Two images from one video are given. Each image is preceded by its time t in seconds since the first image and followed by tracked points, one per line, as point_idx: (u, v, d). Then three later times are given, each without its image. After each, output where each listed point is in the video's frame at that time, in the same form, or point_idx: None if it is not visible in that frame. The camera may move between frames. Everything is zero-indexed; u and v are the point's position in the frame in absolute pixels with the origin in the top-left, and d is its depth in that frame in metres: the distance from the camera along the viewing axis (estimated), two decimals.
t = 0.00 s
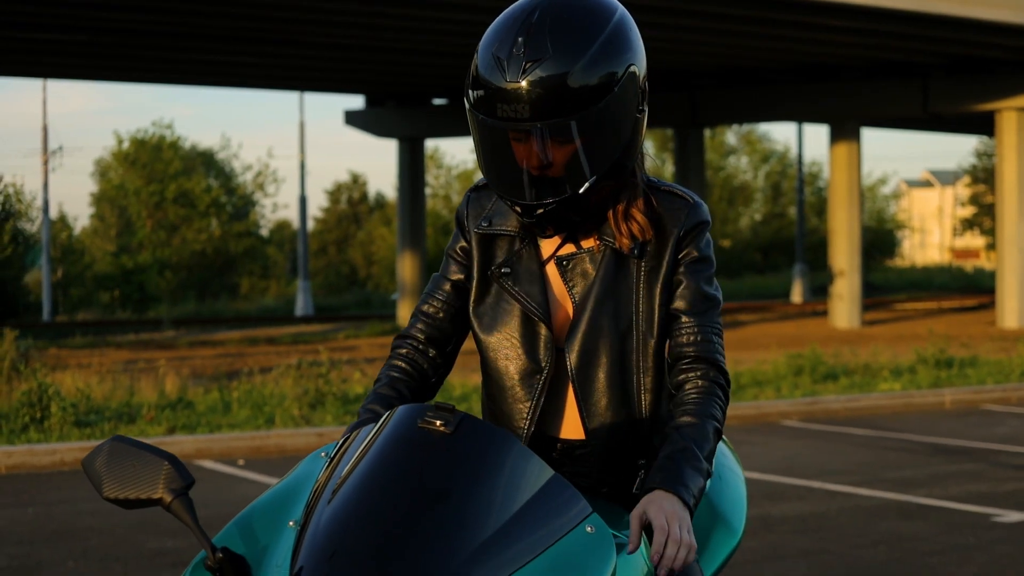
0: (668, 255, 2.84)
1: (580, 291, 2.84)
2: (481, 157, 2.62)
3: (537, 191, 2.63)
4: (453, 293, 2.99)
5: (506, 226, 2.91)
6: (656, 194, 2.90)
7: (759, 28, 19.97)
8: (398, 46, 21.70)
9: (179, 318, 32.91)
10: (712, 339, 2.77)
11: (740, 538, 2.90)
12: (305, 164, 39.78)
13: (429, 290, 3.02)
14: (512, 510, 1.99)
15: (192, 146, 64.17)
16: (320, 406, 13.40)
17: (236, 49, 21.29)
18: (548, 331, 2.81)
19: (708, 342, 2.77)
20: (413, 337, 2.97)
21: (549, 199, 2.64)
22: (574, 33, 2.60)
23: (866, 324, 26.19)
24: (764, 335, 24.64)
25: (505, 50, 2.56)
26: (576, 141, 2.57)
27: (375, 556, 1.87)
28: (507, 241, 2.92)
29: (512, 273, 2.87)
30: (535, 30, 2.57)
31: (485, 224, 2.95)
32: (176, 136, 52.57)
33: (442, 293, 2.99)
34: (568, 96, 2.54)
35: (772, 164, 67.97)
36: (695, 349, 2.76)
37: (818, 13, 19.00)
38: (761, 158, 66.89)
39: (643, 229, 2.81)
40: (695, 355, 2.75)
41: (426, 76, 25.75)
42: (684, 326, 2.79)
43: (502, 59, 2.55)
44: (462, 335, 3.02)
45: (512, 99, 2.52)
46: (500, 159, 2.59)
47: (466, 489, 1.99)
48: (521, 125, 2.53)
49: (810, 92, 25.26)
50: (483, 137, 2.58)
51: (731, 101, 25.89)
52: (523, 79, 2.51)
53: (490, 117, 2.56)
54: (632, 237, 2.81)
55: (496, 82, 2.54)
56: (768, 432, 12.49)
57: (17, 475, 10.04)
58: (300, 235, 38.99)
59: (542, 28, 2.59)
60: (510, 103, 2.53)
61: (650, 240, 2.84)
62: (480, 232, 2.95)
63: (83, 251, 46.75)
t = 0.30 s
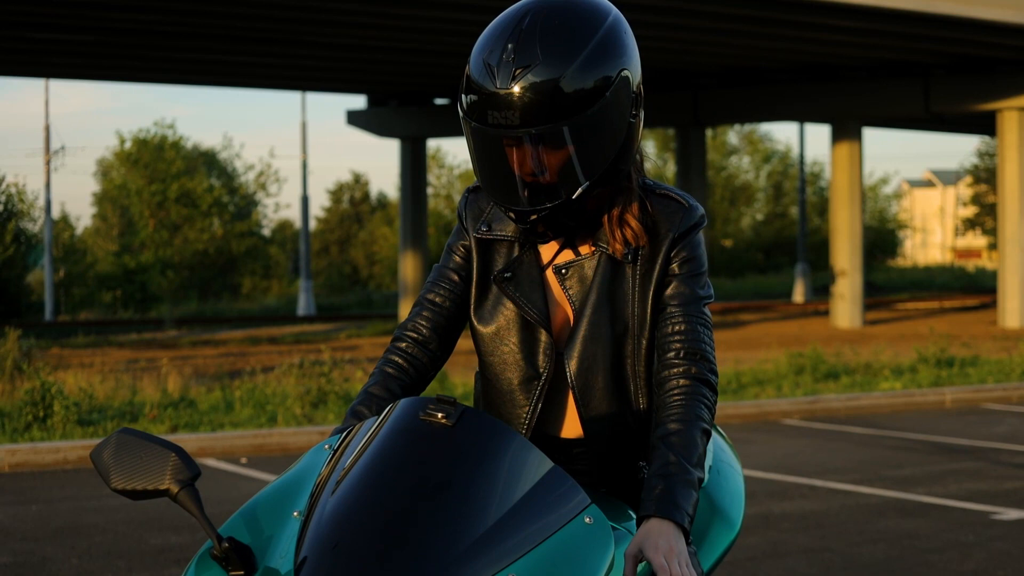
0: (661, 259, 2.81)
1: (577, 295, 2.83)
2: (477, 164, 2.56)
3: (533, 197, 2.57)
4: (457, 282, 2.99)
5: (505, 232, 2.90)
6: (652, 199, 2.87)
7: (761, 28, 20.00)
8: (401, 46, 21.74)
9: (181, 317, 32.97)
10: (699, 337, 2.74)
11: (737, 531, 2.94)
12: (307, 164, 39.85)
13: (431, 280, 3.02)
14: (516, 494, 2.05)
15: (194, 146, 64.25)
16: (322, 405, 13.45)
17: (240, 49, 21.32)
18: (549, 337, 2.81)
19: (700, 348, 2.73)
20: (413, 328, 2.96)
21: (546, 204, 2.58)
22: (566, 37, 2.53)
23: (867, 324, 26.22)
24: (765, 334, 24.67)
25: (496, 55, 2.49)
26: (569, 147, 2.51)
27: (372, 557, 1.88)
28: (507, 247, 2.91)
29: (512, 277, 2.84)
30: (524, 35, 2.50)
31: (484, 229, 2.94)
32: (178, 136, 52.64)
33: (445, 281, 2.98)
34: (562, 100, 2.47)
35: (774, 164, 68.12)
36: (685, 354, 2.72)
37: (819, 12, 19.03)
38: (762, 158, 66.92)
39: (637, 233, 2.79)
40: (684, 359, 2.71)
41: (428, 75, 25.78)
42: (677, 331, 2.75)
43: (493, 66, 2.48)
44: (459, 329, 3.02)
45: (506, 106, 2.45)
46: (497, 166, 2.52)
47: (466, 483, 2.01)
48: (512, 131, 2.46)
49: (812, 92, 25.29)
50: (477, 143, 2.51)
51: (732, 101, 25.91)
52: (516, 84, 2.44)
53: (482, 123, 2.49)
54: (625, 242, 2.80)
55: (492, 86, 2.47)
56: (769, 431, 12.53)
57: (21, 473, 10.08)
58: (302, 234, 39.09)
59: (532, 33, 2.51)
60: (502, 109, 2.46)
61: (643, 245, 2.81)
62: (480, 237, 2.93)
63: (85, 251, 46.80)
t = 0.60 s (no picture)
0: (654, 268, 2.82)
1: (575, 301, 2.85)
2: (471, 173, 2.57)
3: (524, 208, 2.60)
4: (458, 275, 3.03)
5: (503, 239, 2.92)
6: (647, 203, 2.88)
7: (764, 28, 20.04)
8: (404, 46, 21.79)
9: (184, 316, 33.02)
10: (687, 340, 2.76)
11: (735, 525, 2.97)
12: (310, 163, 39.89)
13: (433, 276, 3.06)
14: (519, 482, 2.09)
15: (197, 146, 64.31)
16: (325, 403, 13.50)
17: (244, 48, 21.37)
18: (547, 341, 2.85)
19: (688, 353, 2.75)
20: (413, 331, 3.00)
21: (540, 211, 2.60)
22: (554, 44, 2.54)
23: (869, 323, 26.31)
24: (766, 334, 24.71)
25: (484, 65, 2.51)
26: (559, 154, 2.53)
27: (369, 550, 1.92)
28: (505, 253, 2.94)
29: (511, 284, 2.86)
30: (513, 44, 2.52)
31: (483, 236, 2.96)
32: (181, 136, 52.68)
33: (448, 273, 3.03)
34: (553, 107, 2.48)
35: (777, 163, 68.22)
36: (672, 358, 2.73)
37: (823, 12, 19.08)
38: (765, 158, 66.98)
39: (631, 242, 2.80)
40: (672, 361, 2.72)
41: (431, 75, 25.82)
42: (666, 335, 2.76)
43: (482, 74, 2.50)
44: (462, 325, 3.06)
45: (496, 114, 2.46)
46: (489, 175, 2.54)
47: (467, 476, 2.05)
48: (501, 141, 2.47)
49: (815, 91, 25.32)
50: (469, 154, 2.52)
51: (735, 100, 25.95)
52: (505, 92, 2.45)
53: (473, 132, 2.50)
54: (618, 249, 2.81)
55: (484, 94, 2.48)
56: (769, 429, 12.58)
57: (25, 471, 10.13)
58: (305, 233, 39.16)
59: (522, 43, 2.52)
60: (490, 119, 2.47)
61: (637, 251, 2.83)
62: (479, 244, 2.96)
63: (89, 250, 46.84)
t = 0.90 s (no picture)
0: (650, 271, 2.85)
1: (572, 305, 2.88)
2: (466, 175, 2.59)
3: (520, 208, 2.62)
4: (457, 273, 3.06)
5: (500, 242, 2.95)
6: (642, 210, 2.91)
7: (767, 28, 20.08)
8: (407, 46, 21.83)
9: (187, 316, 33.09)
10: (679, 342, 2.78)
11: (734, 517, 2.99)
12: (314, 163, 39.96)
13: (432, 275, 3.10)
14: (520, 467, 2.13)
15: (200, 146, 64.43)
16: (329, 401, 13.54)
17: (248, 48, 21.41)
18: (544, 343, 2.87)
19: (682, 357, 2.77)
20: (412, 331, 3.02)
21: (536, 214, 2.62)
22: (550, 47, 2.57)
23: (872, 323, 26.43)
24: (769, 333, 24.75)
25: (478, 67, 2.54)
26: (554, 156, 2.55)
27: (371, 539, 1.95)
28: (503, 256, 2.96)
29: (509, 285, 2.89)
30: (506, 47, 2.54)
31: (481, 240, 2.99)
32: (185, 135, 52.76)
33: (448, 272, 3.07)
34: (549, 108, 2.50)
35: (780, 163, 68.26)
36: (665, 360, 2.75)
37: (827, 12, 19.12)
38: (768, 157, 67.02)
39: (624, 247, 2.83)
40: (664, 364, 2.74)
41: (435, 75, 25.85)
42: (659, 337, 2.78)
43: (476, 75, 2.53)
44: (462, 323, 3.09)
45: (490, 115, 2.48)
46: (484, 177, 2.56)
47: (469, 465, 2.08)
48: (494, 143, 2.49)
49: (817, 91, 25.35)
50: (464, 155, 2.55)
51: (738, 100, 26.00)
52: (499, 95, 2.48)
53: (466, 134, 2.53)
54: (613, 253, 2.84)
55: (477, 96, 2.50)
56: (771, 427, 12.62)
57: (29, 468, 10.17)
58: (309, 232, 39.21)
59: (515, 45, 2.55)
60: (484, 120, 2.49)
61: (633, 256, 2.86)
62: (477, 246, 2.99)
63: (93, 249, 46.91)
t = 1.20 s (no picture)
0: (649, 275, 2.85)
1: (571, 307, 2.90)
2: (464, 177, 2.61)
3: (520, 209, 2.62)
4: (460, 269, 3.05)
5: (498, 241, 2.94)
6: (639, 212, 2.92)
7: (772, 27, 20.12)
8: (412, 44, 21.87)
9: (191, 315, 33.16)
10: (677, 338, 2.78)
11: (733, 508, 3.02)
12: (319, 163, 39.99)
13: (435, 272, 3.09)
14: (524, 453, 2.17)
15: (205, 145, 64.50)
16: (336, 399, 13.57)
17: (254, 47, 21.47)
18: (543, 344, 2.91)
19: (678, 356, 2.76)
20: (417, 327, 3.02)
21: (532, 218, 2.64)
22: (547, 52, 2.60)
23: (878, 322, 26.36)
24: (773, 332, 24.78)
25: (474, 72, 2.56)
26: (552, 160, 2.57)
27: (372, 523, 2.00)
28: (504, 255, 2.96)
29: (508, 286, 2.91)
30: (502, 51, 2.56)
31: (482, 236, 2.97)
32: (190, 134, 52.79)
33: (450, 269, 3.05)
34: (546, 110, 2.53)
35: (784, 163, 68.32)
36: (659, 359, 2.74)
37: (832, 11, 19.16)
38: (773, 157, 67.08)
39: (621, 251, 2.84)
40: (658, 363, 2.73)
41: (440, 74, 25.90)
42: (654, 332, 2.78)
43: (472, 80, 2.55)
44: (464, 320, 3.08)
45: (485, 120, 2.50)
46: (482, 180, 2.58)
47: (475, 449, 2.13)
48: (490, 147, 2.51)
49: (822, 91, 25.38)
50: (462, 158, 2.57)
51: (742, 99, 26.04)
52: (496, 98, 2.50)
53: (463, 139, 2.54)
54: (609, 258, 2.85)
55: (473, 99, 2.52)
56: (775, 424, 12.66)
57: (36, 464, 10.22)
58: (314, 232, 39.30)
59: (513, 48, 2.58)
60: (479, 125, 2.51)
61: (629, 259, 2.87)
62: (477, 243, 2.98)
63: (98, 249, 46.97)
